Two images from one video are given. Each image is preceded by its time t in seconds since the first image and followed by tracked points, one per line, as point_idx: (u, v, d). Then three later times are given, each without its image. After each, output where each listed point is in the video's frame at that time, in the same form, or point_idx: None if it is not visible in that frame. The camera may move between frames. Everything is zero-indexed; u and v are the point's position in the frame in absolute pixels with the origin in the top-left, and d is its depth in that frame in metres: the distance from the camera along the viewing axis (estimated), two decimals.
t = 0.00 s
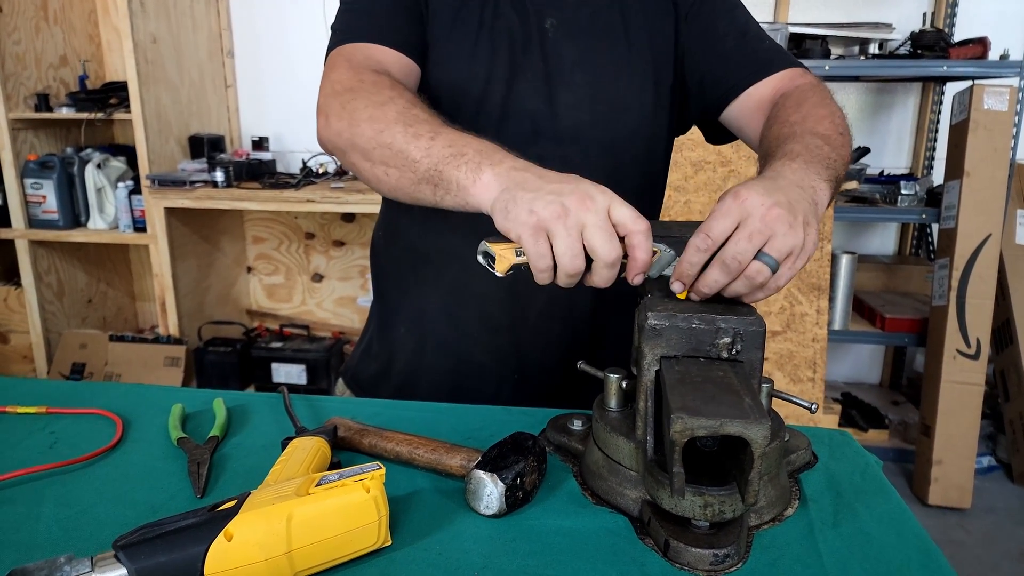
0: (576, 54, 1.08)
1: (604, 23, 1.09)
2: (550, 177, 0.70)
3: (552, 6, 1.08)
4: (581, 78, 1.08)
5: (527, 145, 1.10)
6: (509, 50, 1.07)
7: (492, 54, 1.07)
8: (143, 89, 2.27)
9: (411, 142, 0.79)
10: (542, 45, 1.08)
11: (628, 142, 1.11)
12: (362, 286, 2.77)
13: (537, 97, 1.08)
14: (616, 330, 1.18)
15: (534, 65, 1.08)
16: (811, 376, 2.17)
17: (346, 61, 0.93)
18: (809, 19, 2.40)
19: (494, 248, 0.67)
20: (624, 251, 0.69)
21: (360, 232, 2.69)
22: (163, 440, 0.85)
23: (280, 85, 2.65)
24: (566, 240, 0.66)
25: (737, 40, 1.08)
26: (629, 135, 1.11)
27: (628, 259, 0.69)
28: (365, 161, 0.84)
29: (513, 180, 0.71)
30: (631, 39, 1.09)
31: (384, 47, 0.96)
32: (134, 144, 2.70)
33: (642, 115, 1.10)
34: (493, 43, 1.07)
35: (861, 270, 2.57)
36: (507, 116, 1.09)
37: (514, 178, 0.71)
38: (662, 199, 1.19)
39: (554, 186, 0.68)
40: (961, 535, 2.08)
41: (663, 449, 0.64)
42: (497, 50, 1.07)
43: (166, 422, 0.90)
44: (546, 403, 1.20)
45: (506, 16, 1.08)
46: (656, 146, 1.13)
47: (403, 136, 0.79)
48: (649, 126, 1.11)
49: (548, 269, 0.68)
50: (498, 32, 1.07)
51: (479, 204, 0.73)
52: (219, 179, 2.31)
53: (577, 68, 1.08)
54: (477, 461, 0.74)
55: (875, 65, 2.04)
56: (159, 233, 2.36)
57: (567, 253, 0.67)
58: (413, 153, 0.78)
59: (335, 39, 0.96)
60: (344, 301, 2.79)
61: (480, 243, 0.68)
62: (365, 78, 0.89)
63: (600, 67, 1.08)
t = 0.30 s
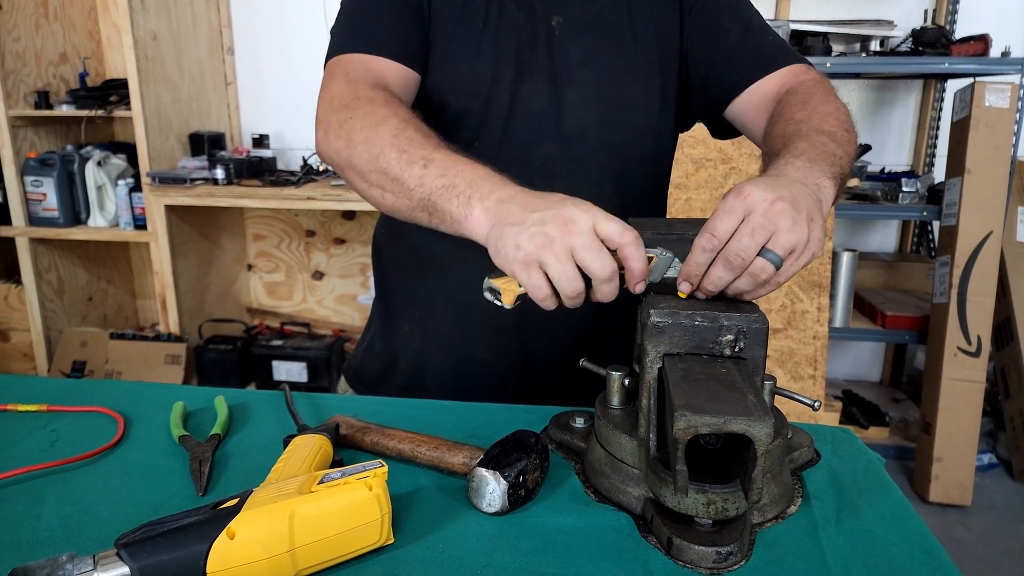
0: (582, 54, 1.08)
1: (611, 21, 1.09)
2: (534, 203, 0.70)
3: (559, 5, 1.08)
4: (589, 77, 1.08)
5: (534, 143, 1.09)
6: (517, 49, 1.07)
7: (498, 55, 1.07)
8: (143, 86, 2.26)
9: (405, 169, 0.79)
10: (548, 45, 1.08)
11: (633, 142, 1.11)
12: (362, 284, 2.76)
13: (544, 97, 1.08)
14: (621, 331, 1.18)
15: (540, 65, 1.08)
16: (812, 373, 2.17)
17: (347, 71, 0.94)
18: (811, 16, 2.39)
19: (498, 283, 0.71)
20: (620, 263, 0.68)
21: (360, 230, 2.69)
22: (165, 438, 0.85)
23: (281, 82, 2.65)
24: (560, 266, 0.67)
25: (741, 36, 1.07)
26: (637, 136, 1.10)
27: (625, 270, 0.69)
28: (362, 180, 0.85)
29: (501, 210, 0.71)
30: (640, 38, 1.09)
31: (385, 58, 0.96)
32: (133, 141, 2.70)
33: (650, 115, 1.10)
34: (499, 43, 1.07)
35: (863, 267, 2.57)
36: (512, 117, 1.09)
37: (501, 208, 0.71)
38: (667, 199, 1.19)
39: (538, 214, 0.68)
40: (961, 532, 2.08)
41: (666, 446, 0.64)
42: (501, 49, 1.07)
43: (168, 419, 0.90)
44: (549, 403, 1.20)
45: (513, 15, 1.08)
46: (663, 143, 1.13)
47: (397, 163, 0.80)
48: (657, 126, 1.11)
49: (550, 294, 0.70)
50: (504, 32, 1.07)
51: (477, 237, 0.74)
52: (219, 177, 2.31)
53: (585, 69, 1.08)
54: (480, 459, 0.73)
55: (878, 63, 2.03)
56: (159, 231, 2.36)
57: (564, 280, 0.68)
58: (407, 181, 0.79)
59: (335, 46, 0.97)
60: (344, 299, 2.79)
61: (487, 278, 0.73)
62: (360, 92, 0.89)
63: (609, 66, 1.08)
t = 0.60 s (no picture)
0: (583, 54, 1.07)
1: (614, 19, 1.08)
2: (427, 237, 0.68)
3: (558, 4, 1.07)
4: (590, 78, 1.07)
5: (533, 144, 1.08)
6: (513, 48, 1.07)
7: (498, 55, 1.07)
8: (145, 84, 2.26)
9: (330, 190, 0.81)
10: (549, 45, 1.07)
11: (633, 142, 1.10)
12: (363, 282, 2.76)
13: (544, 99, 1.07)
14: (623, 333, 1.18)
15: (540, 64, 1.07)
16: (812, 372, 2.17)
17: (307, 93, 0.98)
18: (811, 15, 2.39)
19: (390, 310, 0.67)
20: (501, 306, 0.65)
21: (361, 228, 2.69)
22: (169, 435, 0.85)
23: (281, 80, 2.65)
24: (439, 292, 0.62)
25: (750, 39, 1.09)
26: (636, 137, 1.10)
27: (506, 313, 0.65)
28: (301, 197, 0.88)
29: (396, 241, 0.69)
30: (640, 37, 1.08)
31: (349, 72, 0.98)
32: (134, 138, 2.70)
33: (649, 115, 1.09)
34: (498, 44, 1.07)
35: (863, 265, 2.57)
36: (512, 118, 1.07)
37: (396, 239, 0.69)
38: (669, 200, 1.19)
39: (427, 245, 0.66)
40: (962, 530, 2.08)
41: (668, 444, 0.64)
42: (499, 50, 1.07)
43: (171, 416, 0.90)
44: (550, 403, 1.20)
45: (513, 14, 1.07)
46: (662, 143, 1.12)
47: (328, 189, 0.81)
48: (657, 127, 1.11)
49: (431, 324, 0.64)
50: (504, 33, 1.07)
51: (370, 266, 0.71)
52: (221, 174, 2.31)
53: (584, 68, 1.07)
54: (482, 456, 0.74)
55: (880, 61, 2.02)
56: (160, 229, 2.36)
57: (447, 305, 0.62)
58: (332, 202, 0.80)
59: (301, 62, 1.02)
60: (345, 297, 2.79)
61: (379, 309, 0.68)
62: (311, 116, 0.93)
63: (610, 66, 1.07)
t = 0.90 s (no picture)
0: (571, 52, 1.06)
1: (600, 20, 1.07)
2: (423, 335, 0.91)
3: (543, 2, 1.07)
4: (578, 76, 1.07)
5: (519, 145, 1.08)
6: (500, 48, 1.07)
7: (487, 56, 1.07)
8: (146, 81, 2.26)
9: (341, 270, 1.02)
10: (536, 44, 1.07)
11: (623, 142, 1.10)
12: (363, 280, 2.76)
13: (531, 100, 1.07)
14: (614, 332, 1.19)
15: (528, 64, 1.07)
16: (814, 369, 2.17)
17: (310, 140, 1.12)
18: (813, 11, 2.39)
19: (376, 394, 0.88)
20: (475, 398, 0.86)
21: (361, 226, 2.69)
22: (173, 434, 0.86)
23: (283, 78, 2.65)
24: (421, 377, 0.84)
25: (736, 47, 1.08)
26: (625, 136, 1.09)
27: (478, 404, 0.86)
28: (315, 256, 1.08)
29: (397, 334, 0.92)
30: (627, 35, 1.07)
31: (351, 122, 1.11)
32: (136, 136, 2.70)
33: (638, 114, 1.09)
34: (485, 45, 1.07)
35: (865, 263, 2.57)
36: (500, 120, 1.07)
37: (396, 331, 0.93)
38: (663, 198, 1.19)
39: (419, 341, 0.89)
40: (963, 528, 2.08)
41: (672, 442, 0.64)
42: (486, 51, 1.07)
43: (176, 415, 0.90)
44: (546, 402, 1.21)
45: (496, 15, 1.07)
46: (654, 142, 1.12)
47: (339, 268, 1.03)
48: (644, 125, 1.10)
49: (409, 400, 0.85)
50: (490, 35, 1.07)
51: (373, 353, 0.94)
52: (223, 173, 2.28)
53: (572, 66, 1.07)
54: (486, 454, 0.74)
55: (882, 58, 2.02)
56: (162, 227, 2.36)
57: (429, 393, 0.84)
58: (342, 279, 1.02)
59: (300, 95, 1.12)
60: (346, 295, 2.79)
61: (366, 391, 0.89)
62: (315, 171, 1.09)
63: (597, 64, 1.07)
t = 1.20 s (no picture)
0: (549, 48, 1.05)
1: (575, 15, 1.05)
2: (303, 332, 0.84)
3: None
4: (555, 73, 1.06)
5: (498, 145, 1.07)
6: (474, 45, 1.06)
7: (464, 53, 1.06)
8: (148, 80, 2.26)
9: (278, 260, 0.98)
10: (512, 40, 1.05)
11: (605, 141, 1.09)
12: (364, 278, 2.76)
13: (510, 97, 1.06)
14: (603, 330, 1.20)
15: (506, 61, 1.06)
16: (815, 369, 2.18)
17: (259, 140, 1.13)
18: (816, 10, 2.39)
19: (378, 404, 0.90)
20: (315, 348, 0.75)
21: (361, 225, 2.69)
22: (180, 436, 0.86)
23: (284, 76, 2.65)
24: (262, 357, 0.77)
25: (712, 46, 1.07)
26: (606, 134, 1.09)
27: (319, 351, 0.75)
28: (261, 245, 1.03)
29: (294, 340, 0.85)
30: (605, 31, 1.06)
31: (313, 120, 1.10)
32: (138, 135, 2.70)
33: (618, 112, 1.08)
34: (460, 42, 1.06)
35: (868, 262, 2.56)
36: (480, 119, 1.07)
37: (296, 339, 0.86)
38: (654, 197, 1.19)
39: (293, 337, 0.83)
40: (966, 528, 2.09)
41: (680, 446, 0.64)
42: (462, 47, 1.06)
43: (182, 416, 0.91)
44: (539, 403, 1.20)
45: (470, 11, 1.06)
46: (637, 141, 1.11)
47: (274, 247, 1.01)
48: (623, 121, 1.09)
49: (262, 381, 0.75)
50: (465, 32, 1.06)
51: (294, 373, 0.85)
52: (225, 172, 2.26)
53: (549, 62, 1.06)
54: (494, 457, 0.74)
55: (885, 57, 2.01)
56: (166, 226, 2.36)
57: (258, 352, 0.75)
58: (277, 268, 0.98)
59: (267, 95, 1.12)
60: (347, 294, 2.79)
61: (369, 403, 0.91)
62: (265, 163, 1.09)
63: (574, 60, 1.06)
